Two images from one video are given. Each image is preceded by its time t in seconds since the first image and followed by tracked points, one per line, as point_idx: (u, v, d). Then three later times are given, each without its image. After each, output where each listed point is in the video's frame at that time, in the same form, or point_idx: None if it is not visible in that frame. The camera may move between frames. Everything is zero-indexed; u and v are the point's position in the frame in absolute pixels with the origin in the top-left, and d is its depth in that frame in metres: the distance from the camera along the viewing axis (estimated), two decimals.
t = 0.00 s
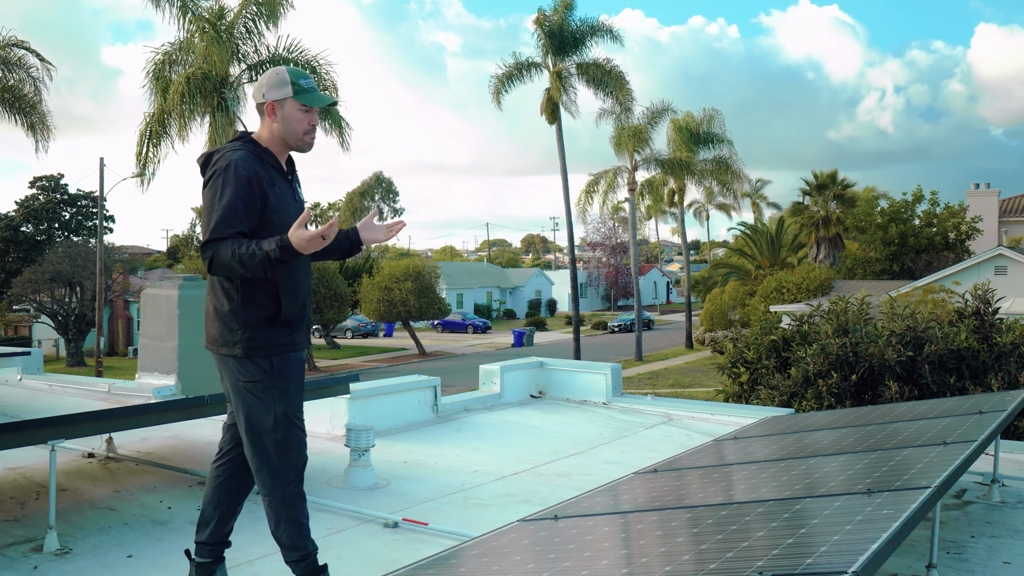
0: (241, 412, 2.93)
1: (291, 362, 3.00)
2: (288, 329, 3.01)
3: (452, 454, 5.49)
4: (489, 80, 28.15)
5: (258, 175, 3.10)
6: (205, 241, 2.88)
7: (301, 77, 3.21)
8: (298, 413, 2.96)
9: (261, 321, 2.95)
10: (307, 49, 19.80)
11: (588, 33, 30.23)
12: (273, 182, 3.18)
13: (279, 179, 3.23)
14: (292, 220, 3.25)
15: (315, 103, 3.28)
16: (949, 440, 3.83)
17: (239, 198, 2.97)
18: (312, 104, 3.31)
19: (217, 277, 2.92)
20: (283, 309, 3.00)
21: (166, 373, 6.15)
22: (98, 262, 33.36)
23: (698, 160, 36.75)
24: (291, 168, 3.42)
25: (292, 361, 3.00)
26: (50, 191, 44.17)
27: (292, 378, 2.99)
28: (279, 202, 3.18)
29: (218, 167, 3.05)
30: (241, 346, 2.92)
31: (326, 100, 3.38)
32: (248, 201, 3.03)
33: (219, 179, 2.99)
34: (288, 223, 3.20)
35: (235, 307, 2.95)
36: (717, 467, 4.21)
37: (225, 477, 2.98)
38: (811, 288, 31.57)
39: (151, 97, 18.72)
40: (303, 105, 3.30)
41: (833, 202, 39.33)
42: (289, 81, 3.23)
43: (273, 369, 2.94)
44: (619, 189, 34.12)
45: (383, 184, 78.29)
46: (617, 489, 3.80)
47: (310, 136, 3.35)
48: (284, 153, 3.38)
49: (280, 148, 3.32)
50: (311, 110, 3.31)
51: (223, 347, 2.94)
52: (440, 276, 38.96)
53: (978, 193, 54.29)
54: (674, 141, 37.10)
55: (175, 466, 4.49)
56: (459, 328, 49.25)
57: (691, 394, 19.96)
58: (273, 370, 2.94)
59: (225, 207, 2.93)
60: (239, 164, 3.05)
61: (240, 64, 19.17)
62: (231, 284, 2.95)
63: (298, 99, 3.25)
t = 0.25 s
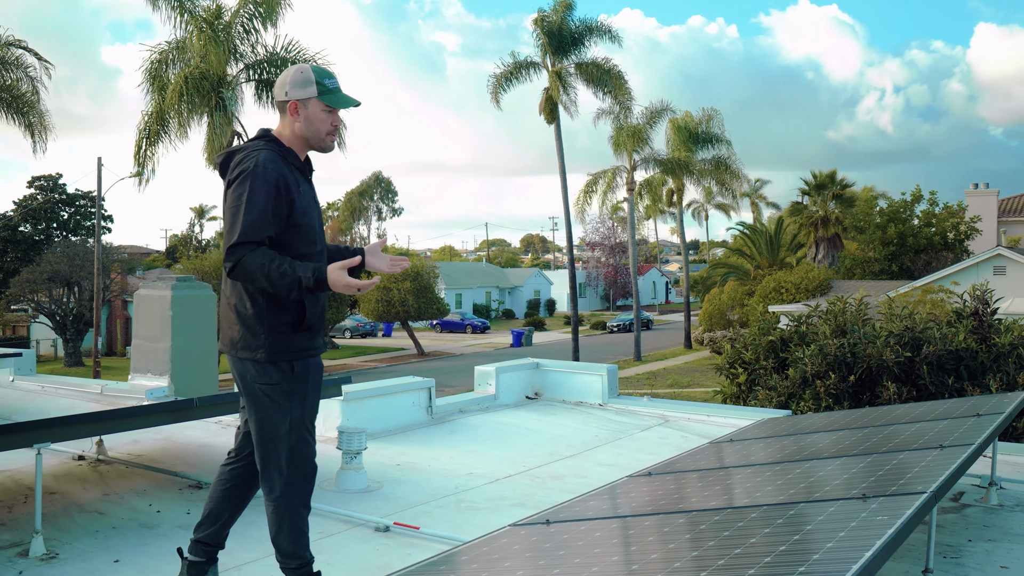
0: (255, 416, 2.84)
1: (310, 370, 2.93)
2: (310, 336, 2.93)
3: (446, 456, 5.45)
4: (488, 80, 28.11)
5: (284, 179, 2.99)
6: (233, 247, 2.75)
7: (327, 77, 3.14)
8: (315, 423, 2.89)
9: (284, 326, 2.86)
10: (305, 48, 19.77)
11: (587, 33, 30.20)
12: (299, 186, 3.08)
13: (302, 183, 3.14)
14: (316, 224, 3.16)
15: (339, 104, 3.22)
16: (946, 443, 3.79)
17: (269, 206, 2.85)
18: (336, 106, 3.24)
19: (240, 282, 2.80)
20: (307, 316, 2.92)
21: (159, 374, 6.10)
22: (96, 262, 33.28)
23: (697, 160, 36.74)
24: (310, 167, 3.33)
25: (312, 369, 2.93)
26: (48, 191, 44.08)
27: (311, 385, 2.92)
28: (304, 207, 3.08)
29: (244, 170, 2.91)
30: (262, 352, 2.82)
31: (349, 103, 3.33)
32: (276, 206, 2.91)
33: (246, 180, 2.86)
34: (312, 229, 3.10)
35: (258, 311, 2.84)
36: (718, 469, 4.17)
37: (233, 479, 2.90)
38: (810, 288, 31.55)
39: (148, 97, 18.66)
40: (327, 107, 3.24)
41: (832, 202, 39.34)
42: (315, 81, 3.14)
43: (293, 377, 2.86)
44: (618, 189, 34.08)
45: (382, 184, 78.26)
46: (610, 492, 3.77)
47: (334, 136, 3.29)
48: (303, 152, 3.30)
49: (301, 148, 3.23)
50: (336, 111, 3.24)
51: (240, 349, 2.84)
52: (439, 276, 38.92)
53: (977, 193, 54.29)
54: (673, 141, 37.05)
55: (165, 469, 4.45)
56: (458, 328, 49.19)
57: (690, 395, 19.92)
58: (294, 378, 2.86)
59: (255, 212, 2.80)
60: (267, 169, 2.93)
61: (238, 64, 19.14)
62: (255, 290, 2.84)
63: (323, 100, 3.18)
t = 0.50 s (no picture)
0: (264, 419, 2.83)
1: (322, 376, 2.90)
2: (324, 341, 2.90)
3: (440, 459, 5.41)
4: (486, 80, 28.08)
5: (302, 177, 2.95)
6: (254, 247, 2.68)
7: (340, 76, 3.18)
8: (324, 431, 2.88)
9: (299, 331, 2.83)
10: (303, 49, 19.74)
11: (586, 33, 30.16)
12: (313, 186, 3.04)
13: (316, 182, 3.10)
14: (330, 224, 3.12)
15: (351, 105, 3.25)
16: (943, 447, 3.75)
17: (289, 205, 2.80)
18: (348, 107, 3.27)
19: (258, 284, 2.76)
20: (322, 320, 2.90)
21: (152, 376, 6.04)
22: (94, 262, 33.20)
23: (696, 160, 36.73)
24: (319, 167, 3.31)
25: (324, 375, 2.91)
26: (47, 191, 44.03)
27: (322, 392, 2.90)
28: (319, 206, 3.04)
29: (262, 169, 2.84)
30: (276, 357, 2.79)
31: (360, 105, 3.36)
32: (296, 206, 2.86)
33: (266, 180, 2.80)
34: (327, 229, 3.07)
35: (273, 314, 2.82)
36: (719, 472, 4.13)
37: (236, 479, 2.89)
38: (809, 288, 31.52)
39: (145, 96, 18.60)
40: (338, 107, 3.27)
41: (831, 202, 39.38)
42: (328, 80, 3.17)
43: (305, 383, 2.84)
44: (617, 189, 34.05)
45: (382, 184, 78.20)
46: (605, 496, 3.73)
47: (344, 137, 3.31)
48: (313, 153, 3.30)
49: (312, 148, 3.22)
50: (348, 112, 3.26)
51: (252, 351, 2.82)
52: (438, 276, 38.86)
53: (976, 193, 54.29)
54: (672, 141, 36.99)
55: (156, 472, 4.41)
56: (457, 328, 49.13)
57: (688, 396, 19.87)
58: (306, 384, 2.83)
59: (276, 212, 2.74)
60: (285, 167, 2.88)
61: (236, 64, 19.11)
62: (272, 292, 2.80)
63: (336, 99, 3.21)
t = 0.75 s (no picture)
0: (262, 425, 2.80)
1: (321, 378, 2.84)
2: (321, 343, 2.85)
3: (434, 461, 5.37)
4: (485, 79, 28.05)
5: (293, 177, 2.91)
6: (239, 249, 2.65)
7: (339, 78, 3.11)
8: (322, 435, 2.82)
9: (294, 332, 2.79)
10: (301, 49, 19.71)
11: (585, 33, 30.11)
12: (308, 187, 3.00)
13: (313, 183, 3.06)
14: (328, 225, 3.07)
15: (351, 105, 3.17)
16: (940, 450, 3.72)
17: (277, 205, 2.77)
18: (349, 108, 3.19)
19: (250, 287, 2.74)
20: (317, 320, 2.85)
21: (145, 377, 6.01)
22: (92, 262, 33.17)
23: (694, 160, 36.70)
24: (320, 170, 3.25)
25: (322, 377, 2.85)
26: (45, 191, 43.99)
27: (321, 395, 2.83)
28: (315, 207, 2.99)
29: (250, 172, 2.82)
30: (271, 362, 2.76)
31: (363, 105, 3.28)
32: (287, 207, 2.84)
33: (254, 182, 2.77)
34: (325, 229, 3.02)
35: (267, 316, 2.79)
36: (716, 476, 4.09)
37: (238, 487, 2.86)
38: (808, 288, 31.49)
39: (142, 96, 18.55)
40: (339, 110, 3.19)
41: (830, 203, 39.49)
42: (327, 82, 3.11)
43: (301, 386, 2.78)
44: (616, 189, 34.01)
45: (381, 184, 78.19)
46: (599, 500, 3.69)
47: (346, 139, 3.23)
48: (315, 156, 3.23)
49: (312, 152, 3.16)
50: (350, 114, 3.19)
51: (249, 353, 2.80)
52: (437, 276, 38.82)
53: (976, 193, 54.27)
54: (671, 141, 36.92)
55: (146, 474, 4.38)
56: (456, 329, 49.09)
57: (687, 396, 19.84)
58: (301, 387, 2.78)
59: (263, 213, 2.72)
60: (273, 168, 2.84)
61: (234, 64, 19.08)
62: (263, 294, 2.78)
63: (336, 101, 3.13)
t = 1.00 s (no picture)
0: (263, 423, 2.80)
1: (314, 376, 2.78)
2: (313, 338, 2.80)
3: (428, 462, 5.34)
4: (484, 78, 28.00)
5: (282, 172, 2.91)
6: (226, 244, 2.69)
7: (332, 68, 3.04)
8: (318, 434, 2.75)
9: (285, 330, 2.77)
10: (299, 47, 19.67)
11: (584, 32, 30.07)
12: (301, 179, 2.98)
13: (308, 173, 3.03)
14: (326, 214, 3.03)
15: (348, 96, 3.09)
16: (938, 451, 3.68)
17: (261, 198, 2.79)
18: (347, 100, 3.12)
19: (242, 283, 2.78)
20: (309, 316, 2.79)
21: (138, 377, 5.96)
22: (90, 262, 33.12)
23: (694, 160, 36.66)
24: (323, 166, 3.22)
25: (315, 374, 2.78)
26: (44, 191, 43.93)
27: (317, 392, 2.77)
28: (307, 197, 2.97)
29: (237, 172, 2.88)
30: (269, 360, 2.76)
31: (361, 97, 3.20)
32: (274, 201, 2.84)
33: (237, 181, 2.82)
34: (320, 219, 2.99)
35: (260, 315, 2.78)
36: (717, 477, 4.05)
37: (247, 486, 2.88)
38: (807, 288, 31.46)
39: (140, 95, 18.50)
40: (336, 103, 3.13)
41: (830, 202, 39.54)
42: (321, 77, 3.04)
43: (292, 385, 2.74)
44: (615, 189, 33.97)
45: (380, 184, 78.16)
46: (594, 500, 3.66)
47: (345, 130, 3.16)
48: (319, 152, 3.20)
49: (313, 146, 3.13)
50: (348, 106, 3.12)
51: (252, 354, 2.82)
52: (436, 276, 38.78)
53: (976, 192, 54.24)
54: (670, 140, 36.85)
55: (138, 476, 4.34)
56: (455, 328, 49.05)
57: (686, 396, 19.80)
58: (292, 386, 2.74)
59: (245, 210, 2.75)
60: (261, 161, 2.86)
61: (232, 63, 19.06)
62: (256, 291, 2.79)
63: (332, 94, 3.07)
